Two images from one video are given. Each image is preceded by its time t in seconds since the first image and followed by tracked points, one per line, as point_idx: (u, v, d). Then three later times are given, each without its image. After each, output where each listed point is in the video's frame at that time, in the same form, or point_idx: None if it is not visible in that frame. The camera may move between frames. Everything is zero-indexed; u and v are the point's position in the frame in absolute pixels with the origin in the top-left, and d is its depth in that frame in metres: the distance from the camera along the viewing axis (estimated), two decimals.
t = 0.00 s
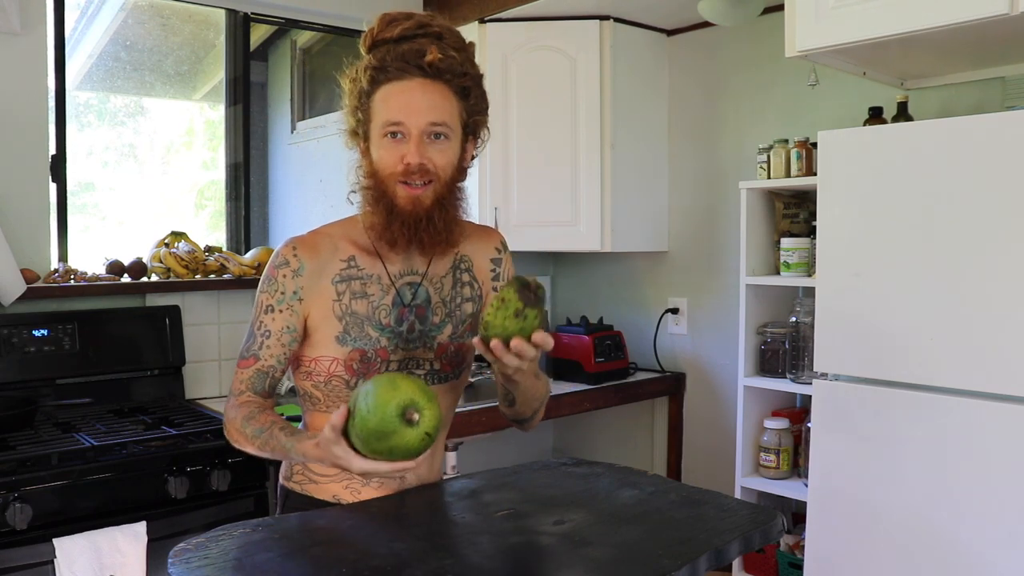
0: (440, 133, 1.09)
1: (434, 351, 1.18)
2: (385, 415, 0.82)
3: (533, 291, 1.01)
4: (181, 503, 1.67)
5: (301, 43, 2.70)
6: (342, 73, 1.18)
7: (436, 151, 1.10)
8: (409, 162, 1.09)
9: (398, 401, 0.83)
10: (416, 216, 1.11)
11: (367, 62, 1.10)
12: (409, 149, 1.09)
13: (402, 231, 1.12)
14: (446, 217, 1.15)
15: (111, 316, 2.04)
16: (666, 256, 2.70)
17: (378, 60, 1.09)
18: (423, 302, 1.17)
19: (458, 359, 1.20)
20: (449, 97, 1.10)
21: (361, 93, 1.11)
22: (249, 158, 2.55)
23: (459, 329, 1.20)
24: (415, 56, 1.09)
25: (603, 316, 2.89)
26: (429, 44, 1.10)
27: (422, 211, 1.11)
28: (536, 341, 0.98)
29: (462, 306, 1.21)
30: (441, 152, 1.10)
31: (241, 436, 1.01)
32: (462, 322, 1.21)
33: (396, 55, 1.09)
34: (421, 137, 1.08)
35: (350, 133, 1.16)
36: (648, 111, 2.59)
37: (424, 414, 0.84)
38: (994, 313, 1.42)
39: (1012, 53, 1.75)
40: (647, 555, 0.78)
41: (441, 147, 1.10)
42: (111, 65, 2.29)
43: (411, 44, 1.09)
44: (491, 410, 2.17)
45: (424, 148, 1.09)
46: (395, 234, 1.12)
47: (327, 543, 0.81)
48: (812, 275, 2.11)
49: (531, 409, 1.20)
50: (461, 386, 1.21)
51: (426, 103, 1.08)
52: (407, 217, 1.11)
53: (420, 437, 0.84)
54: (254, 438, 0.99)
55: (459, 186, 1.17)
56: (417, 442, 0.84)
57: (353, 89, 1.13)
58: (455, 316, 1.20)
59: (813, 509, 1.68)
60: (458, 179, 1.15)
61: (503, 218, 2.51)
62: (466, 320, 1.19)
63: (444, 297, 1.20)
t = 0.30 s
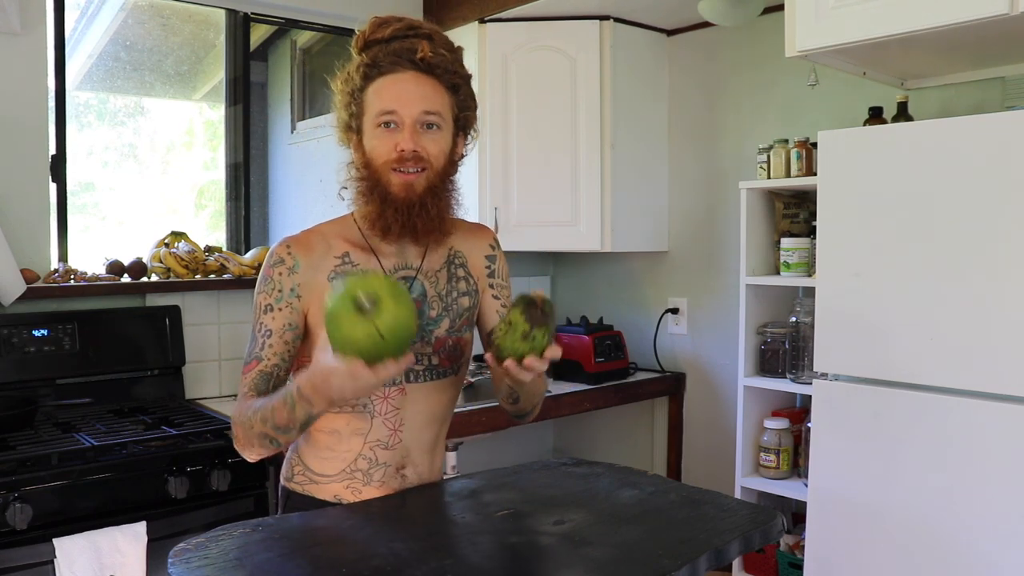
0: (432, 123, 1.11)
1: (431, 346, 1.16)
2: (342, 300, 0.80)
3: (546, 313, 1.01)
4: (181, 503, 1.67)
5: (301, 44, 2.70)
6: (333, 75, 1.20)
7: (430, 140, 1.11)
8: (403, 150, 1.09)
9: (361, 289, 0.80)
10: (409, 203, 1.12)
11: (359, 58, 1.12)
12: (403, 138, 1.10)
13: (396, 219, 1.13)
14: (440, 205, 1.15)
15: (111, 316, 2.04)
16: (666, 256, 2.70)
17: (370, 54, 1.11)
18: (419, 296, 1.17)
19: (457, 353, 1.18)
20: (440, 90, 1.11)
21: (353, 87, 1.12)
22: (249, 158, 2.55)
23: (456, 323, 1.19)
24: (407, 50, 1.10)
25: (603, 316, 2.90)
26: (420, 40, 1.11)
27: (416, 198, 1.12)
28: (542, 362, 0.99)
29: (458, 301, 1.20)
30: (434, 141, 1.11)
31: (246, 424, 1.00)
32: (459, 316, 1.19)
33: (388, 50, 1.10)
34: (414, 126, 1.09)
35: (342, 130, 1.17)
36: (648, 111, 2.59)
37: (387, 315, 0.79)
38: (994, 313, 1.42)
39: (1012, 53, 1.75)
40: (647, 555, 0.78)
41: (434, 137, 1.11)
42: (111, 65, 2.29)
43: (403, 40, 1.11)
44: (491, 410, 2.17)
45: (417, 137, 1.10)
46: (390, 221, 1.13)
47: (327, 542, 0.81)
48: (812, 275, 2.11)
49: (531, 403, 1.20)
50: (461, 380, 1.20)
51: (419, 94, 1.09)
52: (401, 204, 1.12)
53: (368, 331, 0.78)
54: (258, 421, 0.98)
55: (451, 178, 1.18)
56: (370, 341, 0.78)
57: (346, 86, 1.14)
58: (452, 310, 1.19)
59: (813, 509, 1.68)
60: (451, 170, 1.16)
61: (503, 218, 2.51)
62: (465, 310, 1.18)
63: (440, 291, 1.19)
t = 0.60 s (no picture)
0: (439, 129, 1.09)
1: (430, 341, 1.16)
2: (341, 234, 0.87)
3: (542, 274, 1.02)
4: (181, 503, 1.67)
5: (301, 43, 2.70)
6: (320, 70, 1.18)
7: (437, 145, 1.09)
8: (413, 156, 1.07)
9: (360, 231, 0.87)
10: (415, 206, 1.10)
11: (357, 56, 1.10)
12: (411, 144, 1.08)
13: (407, 222, 1.11)
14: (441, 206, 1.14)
15: (111, 316, 2.04)
16: (666, 256, 2.70)
17: (372, 54, 1.09)
18: (415, 292, 1.16)
19: (455, 348, 1.19)
20: (442, 92, 1.10)
21: (352, 86, 1.10)
22: (249, 158, 2.55)
23: (455, 318, 1.19)
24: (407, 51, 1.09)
25: (603, 316, 2.90)
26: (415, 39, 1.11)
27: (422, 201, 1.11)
28: (553, 324, 1.00)
29: (455, 296, 1.20)
30: (440, 146, 1.10)
31: (248, 420, 1.00)
32: (456, 311, 1.20)
33: (388, 50, 1.09)
34: (422, 131, 1.07)
35: (336, 127, 1.14)
36: (648, 111, 2.59)
37: (373, 253, 0.85)
38: (994, 313, 1.42)
39: (1012, 53, 1.76)
40: (647, 555, 0.78)
41: (440, 141, 1.10)
42: (111, 65, 2.29)
43: (399, 39, 1.10)
44: (491, 410, 2.17)
45: (426, 143, 1.08)
46: (399, 226, 1.11)
47: (327, 542, 0.81)
48: (812, 275, 2.11)
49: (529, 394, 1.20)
50: (461, 376, 1.20)
51: (426, 97, 1.08)
52: (410, 209, 1.10)
53: (347, 258, 0.85)
54: (260, 417, 0.98)
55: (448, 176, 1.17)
56: (347, 272, 0.84)
57: (339, 82, 1.12)
58: (450, 305, 1.19)
59: (813, 509, 1.68)
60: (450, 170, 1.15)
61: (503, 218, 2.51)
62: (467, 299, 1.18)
63: (436, 286, 1.19)
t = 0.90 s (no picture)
0: (447, 134, 1.09)
1: (428, 338, 1.16)
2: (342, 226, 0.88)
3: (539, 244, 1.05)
4: (181, 503, 1.67)
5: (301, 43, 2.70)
6: (311, 68, 1.17)
7: (445, 150, 1.09)
8: (424, 162, 1.07)
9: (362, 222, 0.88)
10: (423, 210, 1.10)
11: (359, 58, 1.10)
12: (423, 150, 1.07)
13: (419, 229, 1.12)
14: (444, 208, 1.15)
15: (111, 316, 2.04)
16: (666, 256, 2.70)
17: (375, 57, 1.10)
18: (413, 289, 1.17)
19: (455, 344, 1.19)
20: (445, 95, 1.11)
21: (354, 87, 1.10)
22: (249, 158, 2.55)
23: (452, 314, 1.19)
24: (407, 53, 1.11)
25: (603, 316, 2.90)
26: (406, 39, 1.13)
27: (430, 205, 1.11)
28: (565, 287, 1.02)
29: (452, 293, 1.20)
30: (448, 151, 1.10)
31: (250, 420, 1.00)
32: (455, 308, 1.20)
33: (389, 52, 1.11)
34: (434, 137, 1.07)
35: (336, 127, 1.13)
36: (648, 111, 2.59)
37: (377, 239, 0.86)
38: (994, 312, 1.42)
39: (1012, 53, 1.76)
40: (647, 555, 0.78)
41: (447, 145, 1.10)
42: (111, 65, 2.29)
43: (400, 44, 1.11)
44: (491, 410, 2.17)
45: (438, 149, 1.08)
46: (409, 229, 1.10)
47: (327, 542, 0.81)
48: (812, 275, 2.11)
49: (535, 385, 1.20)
50: (461, 373, 1.20)
51: (435, 102, 1.08)
52: (420, 216, 1.10)
53: (354, 246, 0.85)
54: (262, 416, 0.98)
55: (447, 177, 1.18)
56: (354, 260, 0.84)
57: (338, 81, 1.11)
58: (447, 301, 1.19)
59: (813, 509, 1.68)
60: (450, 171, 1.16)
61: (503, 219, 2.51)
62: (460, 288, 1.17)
63: (434, 283, 1.19)
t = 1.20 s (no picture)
0: (430, 140, 1.08)
1: (430, 340, 1.16)
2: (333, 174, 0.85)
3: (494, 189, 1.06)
4: (181, 503, 1.67)
5: (301, 43, 2.70)
6: (321, 72, 1.17)
7: (428, 158, 1.08)
8: (404, 174, 1.07)
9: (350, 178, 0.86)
10: (412, 218, 1.10)
11: (349, 67, 1.08)
12: (402, 160, 1.07)
13: (402, 237, 1.12)
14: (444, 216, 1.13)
15: (111, 316, 2.04)
16: (666, 256, 2.70)
17: (361, 65, 1.07)
18: (419, 291, 1.16)
19: (456, 348, 1.18)
20: (435, 101, 1.08)
21: (348, 99, 1.10)
22: (249, 158, 2.55)
23: (455, 317, 1.19)
24: (396, 60, 1.07)
25: (603, 316, 2.90)
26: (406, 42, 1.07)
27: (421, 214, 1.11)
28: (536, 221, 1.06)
29: (457, 295, 1.20)
30: (432, 158, 1.09)
31: (255, 400, 1.00)
32: (456, 312, 1.19)
33: (377, 59, 1.07)
34: (413, 147, 1.07)
35: (338, 137, 1.14)
36: (648, 111, 2.59)
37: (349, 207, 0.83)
38: (994, 312, 1.42)
39: (1011, 52, 1.76)
40: (647, 555, 0.78)
41: (431, 153, 1.09)
42: (111, 65, 2.29)
43: (391, 44, 1.07)
44: (491, 410, 2.17)
45: (416, 159, 1.07)
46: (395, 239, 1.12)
47: (327, 543, 0.81)
48: (812, 275, 2.11)
49: (524, 381, 1.17)
50: (462, 377, 1.19)
51: (415, 111, 1.06)
52: (406, 222, 1.10)
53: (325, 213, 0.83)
54: (266, 393, 0.98)
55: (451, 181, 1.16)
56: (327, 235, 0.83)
57: (338, 92, 1.11)
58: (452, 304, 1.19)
59: (813, 509, 1.68)
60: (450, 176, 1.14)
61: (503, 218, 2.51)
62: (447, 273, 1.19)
63: (439, 285, 1.19)
